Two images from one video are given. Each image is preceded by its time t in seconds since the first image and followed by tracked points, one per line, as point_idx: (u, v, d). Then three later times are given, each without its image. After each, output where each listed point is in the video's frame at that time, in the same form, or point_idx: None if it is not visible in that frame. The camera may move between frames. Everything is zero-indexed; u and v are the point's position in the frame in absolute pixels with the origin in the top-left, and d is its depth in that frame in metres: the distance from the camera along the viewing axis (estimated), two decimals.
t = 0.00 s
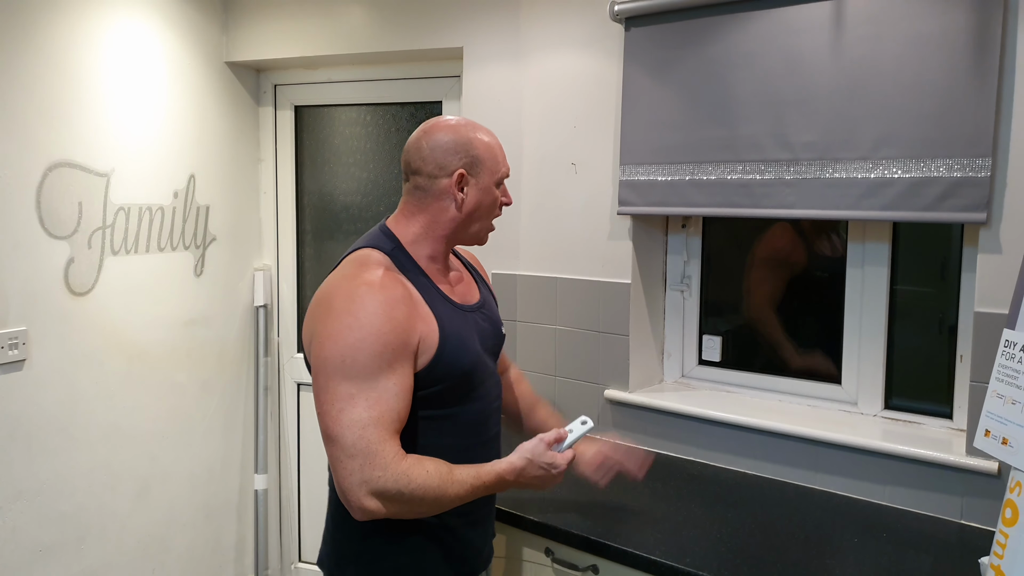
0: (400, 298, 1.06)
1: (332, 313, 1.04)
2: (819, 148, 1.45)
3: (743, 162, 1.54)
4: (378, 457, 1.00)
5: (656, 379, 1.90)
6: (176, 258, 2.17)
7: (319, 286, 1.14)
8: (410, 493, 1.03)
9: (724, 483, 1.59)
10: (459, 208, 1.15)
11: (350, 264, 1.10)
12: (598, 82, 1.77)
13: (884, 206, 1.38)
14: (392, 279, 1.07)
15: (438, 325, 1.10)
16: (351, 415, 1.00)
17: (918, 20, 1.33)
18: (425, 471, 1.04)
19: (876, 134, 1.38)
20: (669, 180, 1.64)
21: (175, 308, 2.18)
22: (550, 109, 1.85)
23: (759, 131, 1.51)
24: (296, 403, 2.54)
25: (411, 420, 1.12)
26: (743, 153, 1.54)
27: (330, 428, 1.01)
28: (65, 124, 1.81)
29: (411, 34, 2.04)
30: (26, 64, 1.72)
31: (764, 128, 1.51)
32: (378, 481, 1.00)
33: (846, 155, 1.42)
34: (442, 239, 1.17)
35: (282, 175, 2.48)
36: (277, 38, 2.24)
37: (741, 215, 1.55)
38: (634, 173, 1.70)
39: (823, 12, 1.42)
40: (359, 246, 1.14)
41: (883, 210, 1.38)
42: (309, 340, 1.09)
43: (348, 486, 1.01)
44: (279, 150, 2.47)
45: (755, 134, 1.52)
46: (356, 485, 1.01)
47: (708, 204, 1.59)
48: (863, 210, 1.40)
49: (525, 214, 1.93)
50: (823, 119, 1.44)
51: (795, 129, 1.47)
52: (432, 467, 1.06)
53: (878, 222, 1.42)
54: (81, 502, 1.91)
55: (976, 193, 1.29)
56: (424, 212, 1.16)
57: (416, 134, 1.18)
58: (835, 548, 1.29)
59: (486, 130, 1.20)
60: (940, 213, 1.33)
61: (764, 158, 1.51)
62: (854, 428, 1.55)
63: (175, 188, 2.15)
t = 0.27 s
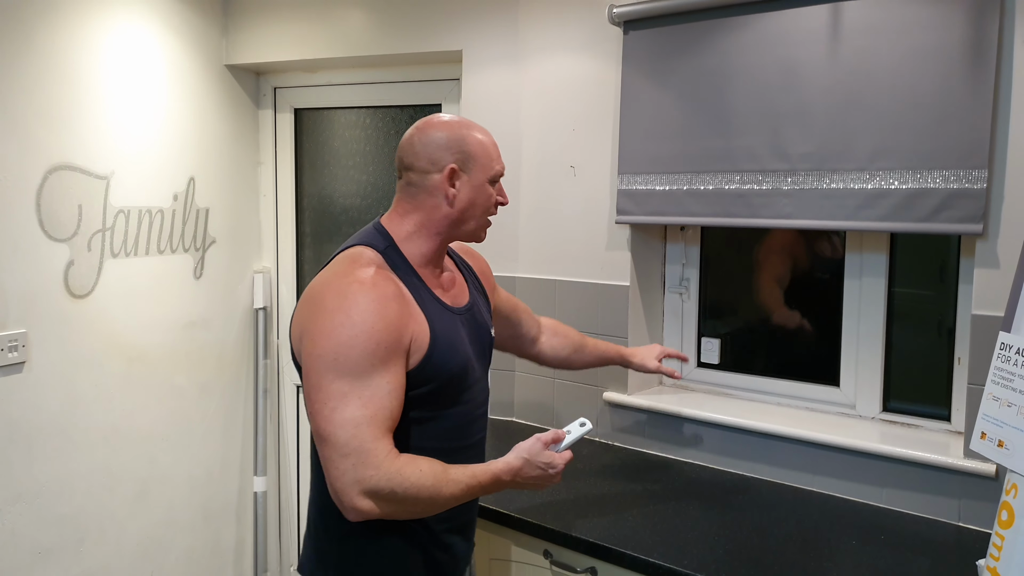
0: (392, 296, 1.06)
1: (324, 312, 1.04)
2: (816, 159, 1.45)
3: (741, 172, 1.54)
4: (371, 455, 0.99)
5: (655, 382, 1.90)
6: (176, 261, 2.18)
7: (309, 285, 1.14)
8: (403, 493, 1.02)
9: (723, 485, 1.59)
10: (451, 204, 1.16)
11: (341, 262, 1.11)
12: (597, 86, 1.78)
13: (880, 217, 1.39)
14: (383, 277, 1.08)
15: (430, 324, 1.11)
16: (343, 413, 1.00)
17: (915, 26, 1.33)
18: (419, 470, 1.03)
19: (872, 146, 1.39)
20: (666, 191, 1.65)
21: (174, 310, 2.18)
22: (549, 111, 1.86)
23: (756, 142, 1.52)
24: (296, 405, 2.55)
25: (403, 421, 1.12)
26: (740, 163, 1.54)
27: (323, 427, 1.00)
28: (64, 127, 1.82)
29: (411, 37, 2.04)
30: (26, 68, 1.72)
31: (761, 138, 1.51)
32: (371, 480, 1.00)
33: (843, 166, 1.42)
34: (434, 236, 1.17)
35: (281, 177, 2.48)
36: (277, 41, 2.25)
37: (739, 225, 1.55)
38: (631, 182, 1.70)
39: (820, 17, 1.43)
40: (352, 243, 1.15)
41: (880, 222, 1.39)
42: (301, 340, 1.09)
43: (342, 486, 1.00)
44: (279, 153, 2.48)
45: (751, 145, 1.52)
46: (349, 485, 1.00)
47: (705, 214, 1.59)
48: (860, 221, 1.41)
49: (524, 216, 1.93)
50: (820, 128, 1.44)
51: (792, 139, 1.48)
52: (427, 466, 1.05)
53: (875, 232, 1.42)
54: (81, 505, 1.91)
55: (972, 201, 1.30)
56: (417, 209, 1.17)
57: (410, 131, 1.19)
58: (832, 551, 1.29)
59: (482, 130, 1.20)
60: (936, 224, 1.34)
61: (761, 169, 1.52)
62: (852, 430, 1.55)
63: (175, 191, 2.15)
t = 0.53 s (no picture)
0: (365, 302, 1.04)
1: (295, 317, 1.02)
2: (815, 169, 1.45)
3: (741, 181, 1.55)
4: (337, 467, 0.97)
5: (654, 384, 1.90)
6: (176, 263, 2.18)
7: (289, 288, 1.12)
8: (371, 507, 0.98)
9: (723, 488, 1.59)
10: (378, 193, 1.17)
11: (318, 265, 1.09)
12: (597, 89, 1.78)
13: (880, 227, 1.39)
14: (357, 282, 1.06)
15: (407, 332, 1.07)
16: (310, 422, 0.98)
17: (914, 31, 1.34)
18: (390, 484, 1.00)
19: (871, 156, 1.39)
20: (666, 201, 1.65)
21: (175, 312, 2.18)
22: (549, 114, 1.86)
23: (756, 153, 1.52)
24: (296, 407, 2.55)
25: (376, 430, 1.09)
26: (740, 173, 1.54)
27: (291, 436, 0.99)
28: (65, 129, 1.82)
29: (411, 40, 2.05)
30: (27, 71, 1.73)
31: (761, 148, 1.52)
32: (337, 492, 0.97)
33: (843, 176, 1.43)
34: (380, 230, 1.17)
35: (282, 180, 2.49)
36: (278, 44, 2.25)
37: (739, 234, 1.56)
38: (630, 191, 1.71)
39: (820, 22, 1.43)
40: (333, 246, 1.13)
41: (879, 230, 1.39)
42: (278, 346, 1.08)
43: (309, 497, 0.98)
44: (280, 155, 2.49)
45: (750, 155, 1.53)
46: (316, 497, 0.98)
47: (705, 223, 1.60)
48: (858, 231, 1.41)
49: (524, 219, 1.93)
50: (819, 132, 1.45)
51: (792, 149, 1.48)
52: (399, 479, 1.01)
53: (875, 242, 1.43)
54: (81, 507, 1.91)
55: (971, 208, 1.30)
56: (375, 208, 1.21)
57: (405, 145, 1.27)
58: (831, 553, 1.29)
59: (444, 127, 1.18)
60: (935, 234, 1.34)
61: (760, 179, 1.52)
62: (852, 433, 1.55)
63: (176, 194, 2.16)
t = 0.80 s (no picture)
0: (329, 311, 0.98)
1: (255, 326, 0.97)
2: (814, 179, 1.45)
3: (740, 191, 1.55)
4: (294, 487, 0.91)
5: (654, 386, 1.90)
6: (176, 265, 2.18)
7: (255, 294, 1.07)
8: (331, 530, 0.93)
9: (723, 490, 1.59)
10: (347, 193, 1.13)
11: (284, 270, 1.04)
12: (597, 91, 1.78)
13: (880, 237, 1.38)
14: (322, 290, 1.00)
15: (376, 341, 1.02)
16: (266, 438, 0.92)
17: (914, 34, 1.33)
18: (352, 506, 0.94)
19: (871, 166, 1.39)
20: (666, 209, 1.65)
21: (175, 314, 2.18)
22: (549, 117, 1.86)
23: (756, 163, 1.52)
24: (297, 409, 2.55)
25: (341, 445, 1.04)
26: (740, 182, 1.54)
27: (248, 451, 0.94)
28: (65, 132, 1.82)
29: (411, 42, 2.05)
30: (27, 72, 1.73)
31: (760, 158, 1.52)
32: (293, 513, 0.92)
33: (843, 186, 1.42)
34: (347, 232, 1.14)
35: (282, 181, 2.49)
36: (278, 46, 2.25)
37: (739, 243, 1.56)
38: (631, 200, 1.71)
39: (819, 24, 1.43)
40: (301, 250, 1.08)
41: (878, 241, 1.39)
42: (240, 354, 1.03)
43: (266, 516, 0.93)
44: (280, 157, 2.49)
45: (750, 165, 1.53)
46: (273, 516, 0.93)
47: (705, 233, 1.60)
48: (858, 241, 1.41)
49: (524, 221, 1.93)
50: (819, 135, 1.44)
51: (792, 159, 1.48)
52: (362, 502, 0.95)
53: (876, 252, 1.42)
54: (81, 509, 1.91)
55: (972, 213, 1.30)
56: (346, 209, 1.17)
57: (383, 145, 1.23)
58: (832, 556, 1.29)
59: (422, 130, 1.14)
60: (935, 245, 1.33)
61: (761, 188, 1.52)
62: (852, 435, 1.55)
63: (176, 196, 2.16)
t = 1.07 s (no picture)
0: (293, 318, 0.96)
1: (215, 335, 0.94)
2: (815, 189, 1.45)
3: (741, 201, 1.55)
4: (254, 503, 0.88)
5: (655, 389, 1.90)
6: (177, 267, 2.18)
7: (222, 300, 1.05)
8: (293, 549, 0.89)
9: (724, 493, 1.59)
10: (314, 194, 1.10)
11: (250, 276, 1.01)
12: (597, 93, 1.78)
13: (881, 247, 1.38)
14: (287, 296, 0.98)
15: (343, 348, 0.99)
16: (227, 451, 0.89)
17: (915, 37, 1.33)
18: (316, 522, 0.90)
19: (871, 176, 1.39)
20: (666, 217, 1.65)
21: (175, 316, 2.18)
22: (550, 119, 1.86)
23: (756, 172, 1.52)
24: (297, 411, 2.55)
25: (307, 458, 1.01)
26: (740, 193, 1.54)
27: (208, 465, 0.91)
28: (65, 134, 1.82)
29: (412, 45, 2.05)
30: (27, 75, 1.73)
31: (761, 167, 1.52)
32: (253, 530, 0.89)
33: (843, 196, 1.42)
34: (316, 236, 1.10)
35: (283, 183, 2.49)
36: (278, 48, 2.25)
37: (739, 252, 1.55)
38: (631, 208, 1.70)
39: (820, 27, 1.43)
40: (268, 254, 1.05)
41: (879, 251, 1.38)
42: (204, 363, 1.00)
43: (226, 533, 0.91)
44: (280, 160, 2.48)
45: (751, 174, 1.53)
46: (233, 533, 0.90)
47: (704, 241, 1.60)
48: (859, 251, 1.40)
49: (525, 223, 1.93)
50: (820, 138, 1.44)
51: (792, 168, 1.48)
52: (327, 518, 0.91)
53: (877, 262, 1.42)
54: (81, 511, 1.91)
55: (973, 217, 1.29)
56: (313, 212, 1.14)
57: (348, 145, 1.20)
58: (832, 558, 1.29)
59: (392, 126, 1.11)
60: (935, 254, 1.33)
61: (761, 198, 1.52)
62: (853, 438, 1.55)
63: (176, 198, 2.16)
